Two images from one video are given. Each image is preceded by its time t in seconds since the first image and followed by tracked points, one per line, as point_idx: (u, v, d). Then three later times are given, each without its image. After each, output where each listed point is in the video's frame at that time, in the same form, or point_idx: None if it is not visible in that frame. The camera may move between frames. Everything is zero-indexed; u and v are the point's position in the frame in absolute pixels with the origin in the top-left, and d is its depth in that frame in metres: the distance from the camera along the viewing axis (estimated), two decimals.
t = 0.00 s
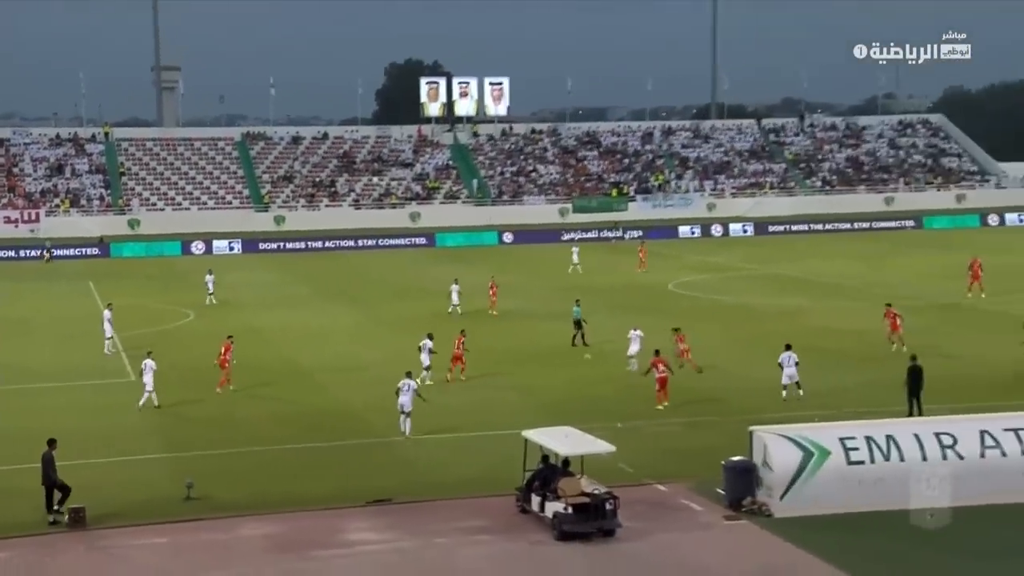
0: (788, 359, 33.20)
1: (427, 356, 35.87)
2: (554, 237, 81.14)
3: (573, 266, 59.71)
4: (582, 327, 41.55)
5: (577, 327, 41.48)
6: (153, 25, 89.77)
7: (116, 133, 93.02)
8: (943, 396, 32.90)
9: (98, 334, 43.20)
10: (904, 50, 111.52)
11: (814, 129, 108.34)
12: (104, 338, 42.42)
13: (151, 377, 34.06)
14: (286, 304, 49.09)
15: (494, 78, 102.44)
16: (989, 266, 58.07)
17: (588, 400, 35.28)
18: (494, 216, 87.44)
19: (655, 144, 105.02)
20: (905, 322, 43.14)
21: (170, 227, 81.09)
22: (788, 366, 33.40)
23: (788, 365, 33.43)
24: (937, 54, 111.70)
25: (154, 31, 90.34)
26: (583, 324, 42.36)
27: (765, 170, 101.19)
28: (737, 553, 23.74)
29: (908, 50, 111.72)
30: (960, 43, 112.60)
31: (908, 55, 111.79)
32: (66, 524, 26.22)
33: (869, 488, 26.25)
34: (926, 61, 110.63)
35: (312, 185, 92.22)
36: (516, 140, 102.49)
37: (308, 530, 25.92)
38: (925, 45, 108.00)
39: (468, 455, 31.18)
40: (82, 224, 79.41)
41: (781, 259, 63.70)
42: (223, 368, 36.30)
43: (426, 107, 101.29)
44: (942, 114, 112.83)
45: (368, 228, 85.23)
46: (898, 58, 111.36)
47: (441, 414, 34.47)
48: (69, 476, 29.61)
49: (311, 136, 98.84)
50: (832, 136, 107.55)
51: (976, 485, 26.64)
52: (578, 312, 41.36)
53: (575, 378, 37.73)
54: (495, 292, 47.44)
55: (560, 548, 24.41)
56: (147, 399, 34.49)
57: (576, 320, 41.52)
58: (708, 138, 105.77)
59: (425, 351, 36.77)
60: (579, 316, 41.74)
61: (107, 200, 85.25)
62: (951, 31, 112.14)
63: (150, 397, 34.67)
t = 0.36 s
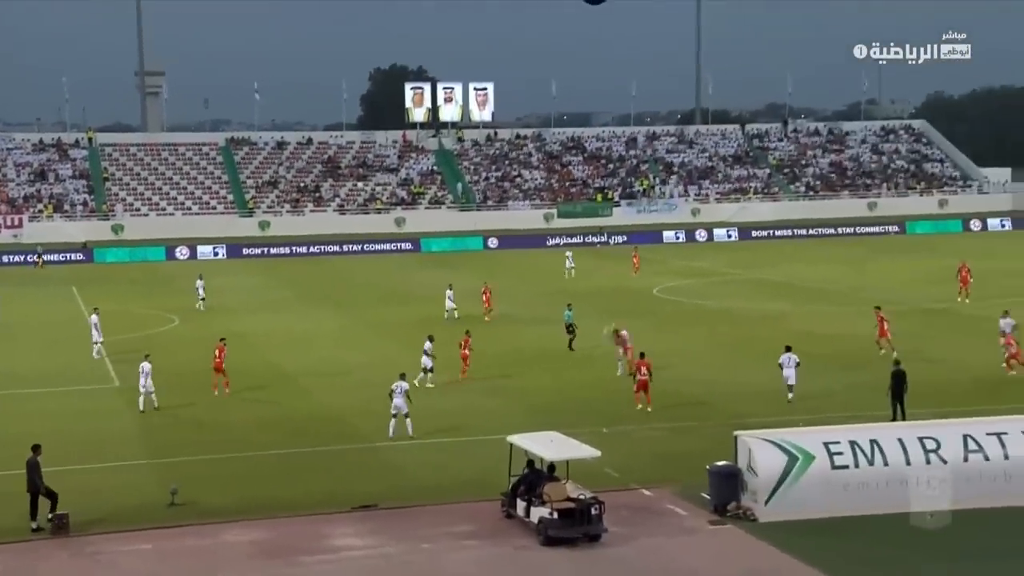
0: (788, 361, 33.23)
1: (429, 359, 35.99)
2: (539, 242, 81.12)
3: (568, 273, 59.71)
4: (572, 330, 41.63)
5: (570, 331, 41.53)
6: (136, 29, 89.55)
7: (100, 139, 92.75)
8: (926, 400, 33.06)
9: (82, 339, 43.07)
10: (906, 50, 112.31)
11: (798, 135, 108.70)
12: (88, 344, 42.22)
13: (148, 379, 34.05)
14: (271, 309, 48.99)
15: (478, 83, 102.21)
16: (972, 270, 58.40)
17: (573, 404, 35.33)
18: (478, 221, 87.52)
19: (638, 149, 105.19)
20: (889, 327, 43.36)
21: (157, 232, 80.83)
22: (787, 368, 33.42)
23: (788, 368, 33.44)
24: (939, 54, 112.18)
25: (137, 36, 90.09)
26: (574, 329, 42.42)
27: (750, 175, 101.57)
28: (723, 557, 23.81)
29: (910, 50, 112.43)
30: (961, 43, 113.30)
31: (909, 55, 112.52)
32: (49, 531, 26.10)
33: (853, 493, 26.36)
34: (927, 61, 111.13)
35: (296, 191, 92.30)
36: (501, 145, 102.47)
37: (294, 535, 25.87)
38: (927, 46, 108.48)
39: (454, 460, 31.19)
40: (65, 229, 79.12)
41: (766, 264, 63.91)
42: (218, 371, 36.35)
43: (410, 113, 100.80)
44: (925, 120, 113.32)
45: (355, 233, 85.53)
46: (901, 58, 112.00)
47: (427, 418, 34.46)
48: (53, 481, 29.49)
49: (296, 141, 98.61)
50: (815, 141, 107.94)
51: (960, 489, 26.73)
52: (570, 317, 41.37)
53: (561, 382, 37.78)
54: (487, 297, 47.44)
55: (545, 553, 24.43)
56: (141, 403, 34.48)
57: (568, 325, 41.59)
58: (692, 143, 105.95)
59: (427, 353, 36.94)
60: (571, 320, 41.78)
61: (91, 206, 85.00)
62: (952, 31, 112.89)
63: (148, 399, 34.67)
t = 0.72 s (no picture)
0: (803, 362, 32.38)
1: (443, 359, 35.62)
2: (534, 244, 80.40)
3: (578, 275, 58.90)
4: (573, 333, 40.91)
5: (570, 334, 40.76)
6: (124, 27, 88.68)
7: (87, 138, 91.87)
8: (932, 405, 32.39)
9: (69, 342, 42.30)
10: (902, 50, 111.57)
11: (801, 134, 108.01)
12: (76, 348, 41.43)
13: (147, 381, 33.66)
14: (262, 311, 48.24)
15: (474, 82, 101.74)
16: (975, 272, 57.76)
17: (571, 409, 34.60)
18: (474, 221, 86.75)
19: (638, 149, 104.51)
20: (892, 329, 42.68)
21: (143, 233, 79.89)
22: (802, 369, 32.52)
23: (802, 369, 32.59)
24: (935, 54, 111.72)
25: (125, 34, 89.15)
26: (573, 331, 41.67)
27: (752, 175, 100.98)
28: (725, 565, 23.12)
29: (906, 50, 111.74)
30: (959, 43, 112.67)
31: (908, 54, 111.87)
32: (33, 540, 25.35)
33: (858, 500, 25.64)
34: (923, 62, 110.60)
35: (288, 191, 91.60)
36: (498, 145, 101.74)
37: (285, 543, 25.14)
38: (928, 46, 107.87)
39: (449, 466, 30.46)
40: (51, 230, 78.40)
41: (767, 265, 63.22)
42: (219, 373, 35.74)
43: (405, 111, 100.10)
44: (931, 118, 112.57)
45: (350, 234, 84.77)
46: (898, 58, 111.31)
47: (422, 422, 33.73)
48: (39, 489, 28.72)
49: (288, 141, 97.79)
50: (819, 140, 107.30)
51: (966, 496, 26.06)
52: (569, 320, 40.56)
53: (558, 386, 37.07)
54: (491, 301, 46.13)
55: (543, 562, 23.73)
56: (142, 405, 34.06)
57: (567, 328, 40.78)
58: (693, 143, 105.27)
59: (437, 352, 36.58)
60: (570, 323, 40.91)
61: (78, 206, 84.16)
62: (951, 31, 112.22)
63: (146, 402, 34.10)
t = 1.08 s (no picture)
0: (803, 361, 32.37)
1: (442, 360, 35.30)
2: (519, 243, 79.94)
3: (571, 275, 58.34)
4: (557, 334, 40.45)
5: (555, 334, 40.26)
6: (102, 24, 87.73)
7: (64, 136, 90.76)
8: (922, 407, 32.05)
9: (45, 344, 41.61)
10: (905, 50, 111.56)
11: (791, 133, 107.75)
12: (54, 350, 40.69)
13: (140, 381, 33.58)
14: (242, 313, 47.60)
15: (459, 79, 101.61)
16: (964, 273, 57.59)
17: (555, 410, 34.12)
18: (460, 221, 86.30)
19: (626, 147, 104.08)
20: (880, 330, 42.37)
21: (119, 233, 79.20)
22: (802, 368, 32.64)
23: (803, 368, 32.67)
24: (938, 54, 111.54)
25: (104, 32, 88.23)
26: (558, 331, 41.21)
27: (740, 174, 100.67)
28: (715, 570, 22.66)
29: (909, 50, 111.70)
30: (961, 43, 112.63)
31: (908, 55, 111.82)
32: (9, 546, 24.73)
33: (848, 503, 25.21)
34: (926, 60, 110.43)
35: (270, 190, 90.82)
36: (483, 143, 101.26)
37: (267, 549, 24.60)
38: (925, 46, 107.86)
39: (431, 470, 29.95)
40: (26, 230, 77.48)
41: (756, 265, 62.89)
42: (210, 374, 35.40)
43: (389, 109, 99.72)
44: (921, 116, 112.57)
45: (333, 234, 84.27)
46: (900, 58, 111.24)
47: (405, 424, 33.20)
48: (15, 494, 28.11)
49: (269, 139, 97.06)
50: (809, 138, 107.09)
51: (956, 499, 25.64)
52: (553, 320, 40.04)
53: (542, 387, 36.60)
54: (481, 302, 45.86)
55: (529, 567, 23.24)
56: (133, 403, 33.85)
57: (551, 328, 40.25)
58: (681, 141, 104.91)
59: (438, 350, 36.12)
60: (556, 323, 40.34)
61: (55, 206, 83.14)
62: (952, 31, 112.22)
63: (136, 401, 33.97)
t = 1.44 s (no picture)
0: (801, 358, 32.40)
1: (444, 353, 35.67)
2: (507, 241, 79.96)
3: (569, 274, 58.36)
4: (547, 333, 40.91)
5: (544, 332, 40.63)
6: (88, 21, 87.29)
7: (49, 133, 90.27)
8: (911, 405, 32.08)
9: (32, 343, 41.38)
10: (905, 50, 111.73)
11: (779, 130, 107.81)
12: (40, 349, 40.44)
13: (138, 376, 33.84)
14: (229, 312, 47.37)
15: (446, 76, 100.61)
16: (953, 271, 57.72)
17: (545, 409, 34.02)
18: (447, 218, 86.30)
19: (614, 145, 104.08)
20: (869, 328, 42.42)
21: (105, 232, 79.02)
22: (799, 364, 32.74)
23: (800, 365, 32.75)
24: (937, 54, 111.63)
25: (90, 29, 87.80)
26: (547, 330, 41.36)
27: (729, 171, 100.76)
28: (704, 568, 22.60)
29: (909, 50, 111.89)
30: (960, 43, 112.86)
31: (908, 55, 111.97)
32: None
33: (838, 501, 25.19)
34: (926, 60, 110.56)
35: (257, 188, 90.57)
36: (471, 141, 101.18)
37: (255, 548, 24.47)
38: (926, 46, 108.01)
39: (419, 470, 29.82)
40: (12, 228, 77.04)
41: (745, 264, 62.92)
42: (206, 369, 35.66)
43: (377, 106, 99.34)
44: (909, 114, 112.82)
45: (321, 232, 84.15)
46: (900, 58, 111.46)
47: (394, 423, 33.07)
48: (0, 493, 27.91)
49: (256, 137, 96.71)
50: (798, 136, 107.24)
51: (945, 497, 25.63)
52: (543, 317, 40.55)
53: (531, 386, 36.48)
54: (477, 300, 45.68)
55: (518, 566, 23.16)
56: (131, 398, 34.09)
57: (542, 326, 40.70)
58: (670, 139, 104.93)
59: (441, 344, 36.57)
60: (546, 322, 40.81)
61: (39, 204, 82.67)
62: (952, 31, 112.48)
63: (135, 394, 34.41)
